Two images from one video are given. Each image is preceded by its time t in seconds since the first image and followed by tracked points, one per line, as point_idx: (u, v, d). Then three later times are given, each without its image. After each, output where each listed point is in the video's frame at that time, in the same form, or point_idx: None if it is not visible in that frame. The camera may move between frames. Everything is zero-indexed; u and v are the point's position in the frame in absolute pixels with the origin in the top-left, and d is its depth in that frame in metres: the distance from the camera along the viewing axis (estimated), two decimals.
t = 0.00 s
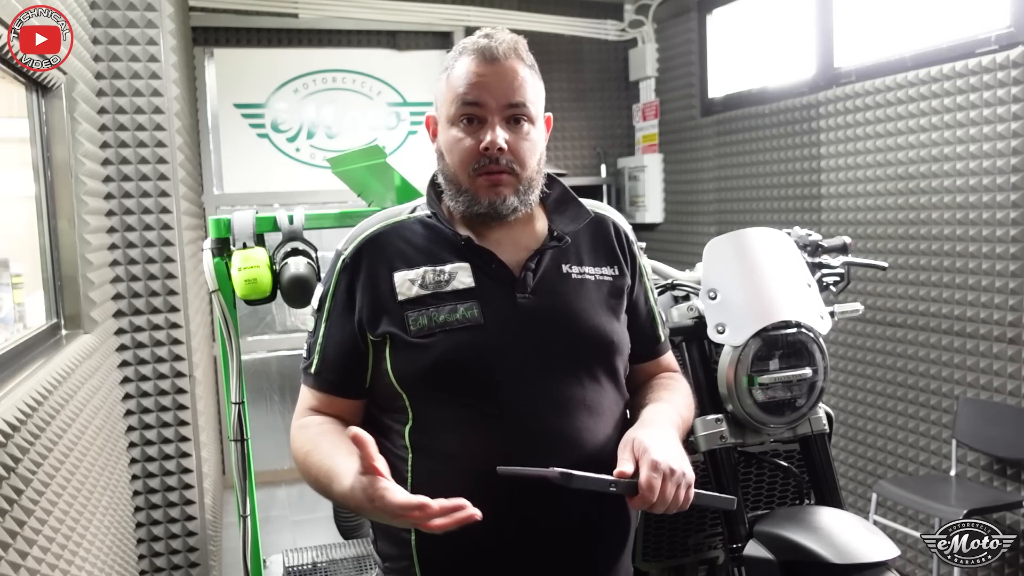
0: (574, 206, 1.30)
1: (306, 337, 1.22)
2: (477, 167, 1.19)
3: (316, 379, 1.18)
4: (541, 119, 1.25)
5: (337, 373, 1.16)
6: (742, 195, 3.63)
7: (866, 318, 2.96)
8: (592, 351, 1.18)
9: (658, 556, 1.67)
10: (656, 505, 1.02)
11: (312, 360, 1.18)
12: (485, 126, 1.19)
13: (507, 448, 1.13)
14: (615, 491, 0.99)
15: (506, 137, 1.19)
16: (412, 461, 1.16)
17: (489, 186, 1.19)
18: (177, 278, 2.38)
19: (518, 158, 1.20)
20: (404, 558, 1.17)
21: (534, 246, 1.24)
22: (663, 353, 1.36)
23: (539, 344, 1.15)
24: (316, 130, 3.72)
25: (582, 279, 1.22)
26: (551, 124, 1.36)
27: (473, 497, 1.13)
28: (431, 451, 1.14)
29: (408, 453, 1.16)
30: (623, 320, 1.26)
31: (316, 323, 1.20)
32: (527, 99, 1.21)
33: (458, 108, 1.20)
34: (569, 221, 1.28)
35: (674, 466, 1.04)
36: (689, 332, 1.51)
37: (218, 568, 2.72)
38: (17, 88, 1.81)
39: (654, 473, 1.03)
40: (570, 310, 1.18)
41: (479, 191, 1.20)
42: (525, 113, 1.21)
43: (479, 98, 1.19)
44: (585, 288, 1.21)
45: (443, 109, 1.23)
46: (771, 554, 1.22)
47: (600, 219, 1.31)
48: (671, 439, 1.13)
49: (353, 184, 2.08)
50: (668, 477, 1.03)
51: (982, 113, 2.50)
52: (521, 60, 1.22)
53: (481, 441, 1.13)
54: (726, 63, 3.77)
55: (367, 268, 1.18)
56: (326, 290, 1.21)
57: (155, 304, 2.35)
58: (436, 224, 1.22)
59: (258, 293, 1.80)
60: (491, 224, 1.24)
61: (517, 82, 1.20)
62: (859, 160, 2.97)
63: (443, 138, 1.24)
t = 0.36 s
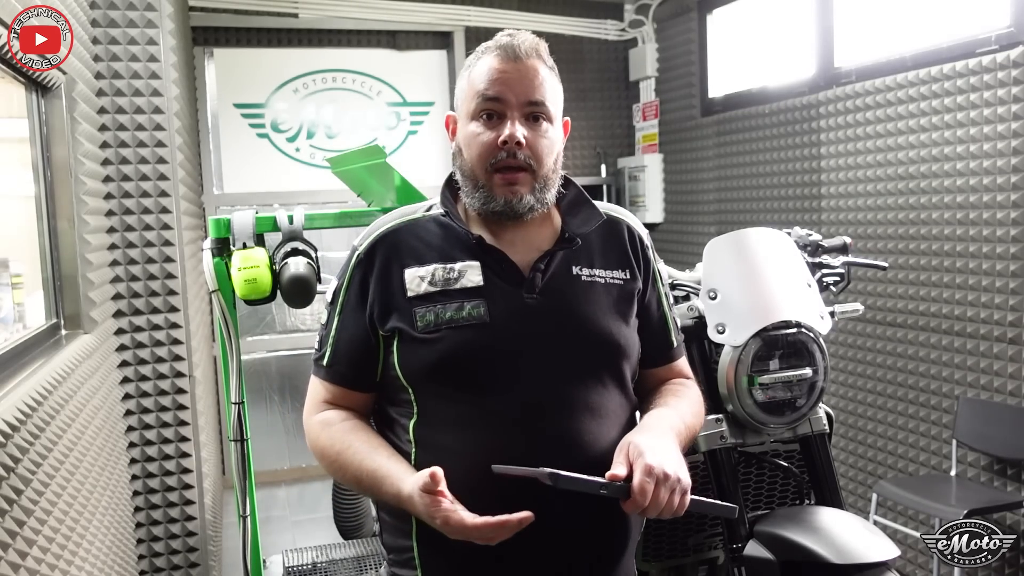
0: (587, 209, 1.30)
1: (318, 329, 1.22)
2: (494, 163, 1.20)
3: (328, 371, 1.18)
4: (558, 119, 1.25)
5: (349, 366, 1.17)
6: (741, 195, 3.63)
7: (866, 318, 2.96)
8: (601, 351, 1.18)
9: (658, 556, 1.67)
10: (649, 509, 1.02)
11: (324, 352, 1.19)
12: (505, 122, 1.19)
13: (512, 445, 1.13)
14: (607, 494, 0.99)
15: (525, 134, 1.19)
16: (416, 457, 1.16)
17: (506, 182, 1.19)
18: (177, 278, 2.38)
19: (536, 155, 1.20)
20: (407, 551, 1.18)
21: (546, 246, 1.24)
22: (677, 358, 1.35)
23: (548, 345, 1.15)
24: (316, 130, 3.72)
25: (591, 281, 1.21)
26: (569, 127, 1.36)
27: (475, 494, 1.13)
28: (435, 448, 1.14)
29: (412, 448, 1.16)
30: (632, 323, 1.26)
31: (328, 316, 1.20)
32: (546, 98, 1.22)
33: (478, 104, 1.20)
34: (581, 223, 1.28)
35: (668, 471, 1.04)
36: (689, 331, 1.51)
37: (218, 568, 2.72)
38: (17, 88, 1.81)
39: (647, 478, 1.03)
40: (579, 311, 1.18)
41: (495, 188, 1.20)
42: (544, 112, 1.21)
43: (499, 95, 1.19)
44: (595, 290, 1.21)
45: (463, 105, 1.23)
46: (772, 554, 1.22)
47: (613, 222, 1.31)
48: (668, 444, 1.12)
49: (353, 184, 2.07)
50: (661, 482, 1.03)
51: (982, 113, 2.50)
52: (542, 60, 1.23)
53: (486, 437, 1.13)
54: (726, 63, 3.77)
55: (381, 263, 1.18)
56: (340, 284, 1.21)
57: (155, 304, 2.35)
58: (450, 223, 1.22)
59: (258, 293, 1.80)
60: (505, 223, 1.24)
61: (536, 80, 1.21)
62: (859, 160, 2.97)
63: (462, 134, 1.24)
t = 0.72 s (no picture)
0: (585, 208, 1.31)
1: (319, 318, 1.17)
2: (492, 159, 1.19)
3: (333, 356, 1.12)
4: (560, 123, 1.25)
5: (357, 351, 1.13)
6: (742, 195, 3.63)
7: (866, 318, 2.96)
8: (598, 348, 1.18)
9: (658, 556, 1.67)
10: (642, 499, 1.03)
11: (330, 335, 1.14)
12: (505, 121, 1.19)
13: (509, 440, 1.12)
14: (598, 484, 0.99)
15: (524, 133, 1.19)
16: (413, 454, 1.14)
17: (502, 180, 1.19)
18: (177, 278, 2.38)
19: (534, 155, 1.20)
20: (403, 548, 1.17)
21: (542, 244, 1.24)
22: (674, 356, 1.35)
23: (547, 339, 1.15)
24: (316, 130, 3.72)
25: (588, 278, 1.22)
26: (570, 131, 1.37)
27: (471, 491, 1.13)
28: (432, 444, 1.13)
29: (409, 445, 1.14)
30: (629, 321, 1.26)
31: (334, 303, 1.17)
32: (550, 101, 1.22)
33: (481, 102, 1.20)
34: (579, 221, 1.28)
35: (660, 462, 1.04)
36: (689, 331, 1.51)
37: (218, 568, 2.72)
38: (17, 88, 1.81)
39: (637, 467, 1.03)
40: (576, 307, 1.18)
41: (491, 184, 1.20)
42: (545, 114, 1.21)
43: (502, 94, 1.19)
44: (592, 287, 1.21)
45: (466, 102, 1.23)
46: (771, 554, 1.22)
47: (610, 221, 1.32)
48: (663, 436, 1.12)
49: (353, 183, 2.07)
50: (653, 474, 1.04)
51: (982, 113, 2.50)
52: (548, 64, 1.23)
53: (482, 432, 1.12)
54: (726, 62, 3.77)
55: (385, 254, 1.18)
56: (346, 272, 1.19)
57: (155, 304, 2.35)
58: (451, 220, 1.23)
59: (258, 293, 1.80)
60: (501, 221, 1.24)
61: (540, 83, 1.21)
62: (859, 160, 2.97)
63: (462, 131, 1.24)
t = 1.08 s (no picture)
0: (583, 211, 1.31)
1: (321, 318, 1.17)
2: (493, 164, 1.19)
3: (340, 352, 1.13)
4: (561, 127, 1.25)
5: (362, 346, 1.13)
6: (742, 195, 3.63)
7: (866, 318, 2.96)
8: (596, 349, 1.19)
9: (658, 556, 1.66)
10: (644, 500, 1.03)
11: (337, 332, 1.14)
12: (507, 126, 1.19)
13: (507, 441, 1.12)
14: (603, 485, 0.99)
15: (526, 138, 1.19)
16: (407, 454, 1.14)
17: (504, 185, 1.19)
18: (177, 278, 2.38)
19: (535, 161, 1.20)
20: (398, 549, 1.16)
21: (540, 245, 1.25)
22: (664, 360, 1.36)
23: (546, 338, 1.15)
24: (316, 130, 3.72)
25: (585, 280, 1.22)
26: (569, 134, 1.38)
27: (466, 491, 1.12)
28: (427, 444, 1.13)
29: (402, 444, 1.14)
30: (624, 324, 1.27)
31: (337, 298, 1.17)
32: (551, 107, 1.22)
33: (483, 106, 1.20)
34: (577, 224, 1.29)
35: (663, 464, 1.05)
36: (689, 332, 1.50)
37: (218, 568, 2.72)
38: (17, 88, 1.81)
39: (639, 464, 1.04)
40: (575, 309, 1.18)
41: (492, 189, 1.19)
42: (547, 120, 1.21)
43: (504, 98, 1.19)
44: (590, 289, 1.22)
45: (467, 105, 1.23)
46: (772, 554, 1.22)
47: (607, 224, 1.33)
48: (661, 438, 1.13)
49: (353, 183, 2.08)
50: (656, 475, 1.04)
51: (982, 113, 2.50)
52: (550, 68, 1.23)
53: (479, 432, 1.12)
54: (726, 62, 3.77)
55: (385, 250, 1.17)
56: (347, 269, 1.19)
57: (155, 304, 2.35)
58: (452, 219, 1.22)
59: (258, 293, 1.80)
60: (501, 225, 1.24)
61: (542, 88, 1.21)
62: (859, 160, 2.97)
63: (463, 134, 1.23)
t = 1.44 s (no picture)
0: (583, 214, 1.31)
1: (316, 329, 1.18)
2: (492, 170, 1.19)
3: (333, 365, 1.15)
4: (560, 129, 1.25)
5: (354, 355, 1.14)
6: (741, 195, 3.63)
7: (866, 318, 2.96)
8: (593, 354, 1.18)
9: (658, 557, 1.67)
10: (639, 504, 1.03)
11: (329, 345, 1.15)
12: (505, 130, 1.19)
13: (503, 444, 1.12)
14: (598, 489, 0.99)
15: (524, 142, 1.19)
16: (404, 457, 1.15)
17: (501, 190, 1.19)
18: (177, 278, 2.38)
19: (533, 165, 1.20)
20: (396, 549, 1.17)
21: (540, 248, 1.24)
22: (666, 361, 1.36)
23: (542, 343, 1.15)
24: (316, 130, 3.72)
25: (584, 284, 1.22)
26: (570, 134, 1.37)
27: (462, 494, 1.13)
28: (423, 446, 1.13)
29: (400, 446, 1.15)
30: (624, 328, 1.27)
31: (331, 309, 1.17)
32: (549, 109, 1.21)
33: (480, 110, 1.20)
34: (578, 227, 1.28)
35: (658, 467, 1.05)
36: (689, 332, 1.50)
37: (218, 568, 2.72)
38: (17, 88, 1.81)
39: (637, 471, 1.04)
40: (572, 313, 1.18)
41: (490, 194, 1.20)
42: (545, 123, 1.21)
43: (502, 102, 1.19)
44: (588, 293, 1.21)
45: (465, 108, 1.23)
46: (772, 554, 1.22)
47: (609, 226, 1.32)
48: (657, 441, 1.13)
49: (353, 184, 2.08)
50: (651, 479, 1.04)
51: (982, 113, 2.50)
52: (547, 69, 1.22)
53: (476, 436, 1.12)
54: (726, 62, 3.77)
55: (380, 258, 1.18)
56: (340, 280, 1.19)
57: (155, 304, 2.35)
58: (447, 220, 1.22)
59: (258, 293, 1.80)
60: (500, 228, 1.24)
61: (540, 91, 1.20)
62: (859, 160, 2.97)
63: (461, 137, 1.23)
